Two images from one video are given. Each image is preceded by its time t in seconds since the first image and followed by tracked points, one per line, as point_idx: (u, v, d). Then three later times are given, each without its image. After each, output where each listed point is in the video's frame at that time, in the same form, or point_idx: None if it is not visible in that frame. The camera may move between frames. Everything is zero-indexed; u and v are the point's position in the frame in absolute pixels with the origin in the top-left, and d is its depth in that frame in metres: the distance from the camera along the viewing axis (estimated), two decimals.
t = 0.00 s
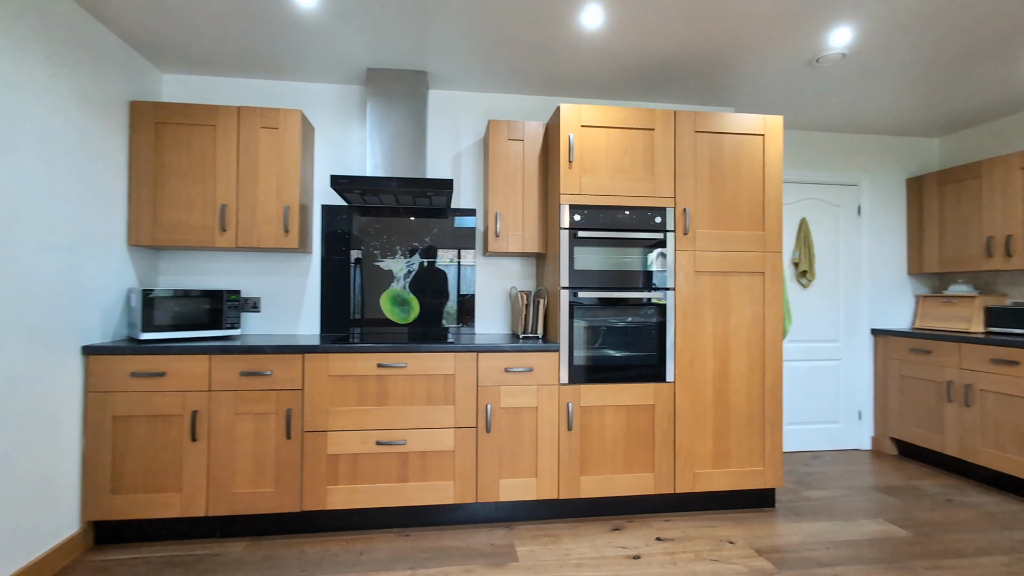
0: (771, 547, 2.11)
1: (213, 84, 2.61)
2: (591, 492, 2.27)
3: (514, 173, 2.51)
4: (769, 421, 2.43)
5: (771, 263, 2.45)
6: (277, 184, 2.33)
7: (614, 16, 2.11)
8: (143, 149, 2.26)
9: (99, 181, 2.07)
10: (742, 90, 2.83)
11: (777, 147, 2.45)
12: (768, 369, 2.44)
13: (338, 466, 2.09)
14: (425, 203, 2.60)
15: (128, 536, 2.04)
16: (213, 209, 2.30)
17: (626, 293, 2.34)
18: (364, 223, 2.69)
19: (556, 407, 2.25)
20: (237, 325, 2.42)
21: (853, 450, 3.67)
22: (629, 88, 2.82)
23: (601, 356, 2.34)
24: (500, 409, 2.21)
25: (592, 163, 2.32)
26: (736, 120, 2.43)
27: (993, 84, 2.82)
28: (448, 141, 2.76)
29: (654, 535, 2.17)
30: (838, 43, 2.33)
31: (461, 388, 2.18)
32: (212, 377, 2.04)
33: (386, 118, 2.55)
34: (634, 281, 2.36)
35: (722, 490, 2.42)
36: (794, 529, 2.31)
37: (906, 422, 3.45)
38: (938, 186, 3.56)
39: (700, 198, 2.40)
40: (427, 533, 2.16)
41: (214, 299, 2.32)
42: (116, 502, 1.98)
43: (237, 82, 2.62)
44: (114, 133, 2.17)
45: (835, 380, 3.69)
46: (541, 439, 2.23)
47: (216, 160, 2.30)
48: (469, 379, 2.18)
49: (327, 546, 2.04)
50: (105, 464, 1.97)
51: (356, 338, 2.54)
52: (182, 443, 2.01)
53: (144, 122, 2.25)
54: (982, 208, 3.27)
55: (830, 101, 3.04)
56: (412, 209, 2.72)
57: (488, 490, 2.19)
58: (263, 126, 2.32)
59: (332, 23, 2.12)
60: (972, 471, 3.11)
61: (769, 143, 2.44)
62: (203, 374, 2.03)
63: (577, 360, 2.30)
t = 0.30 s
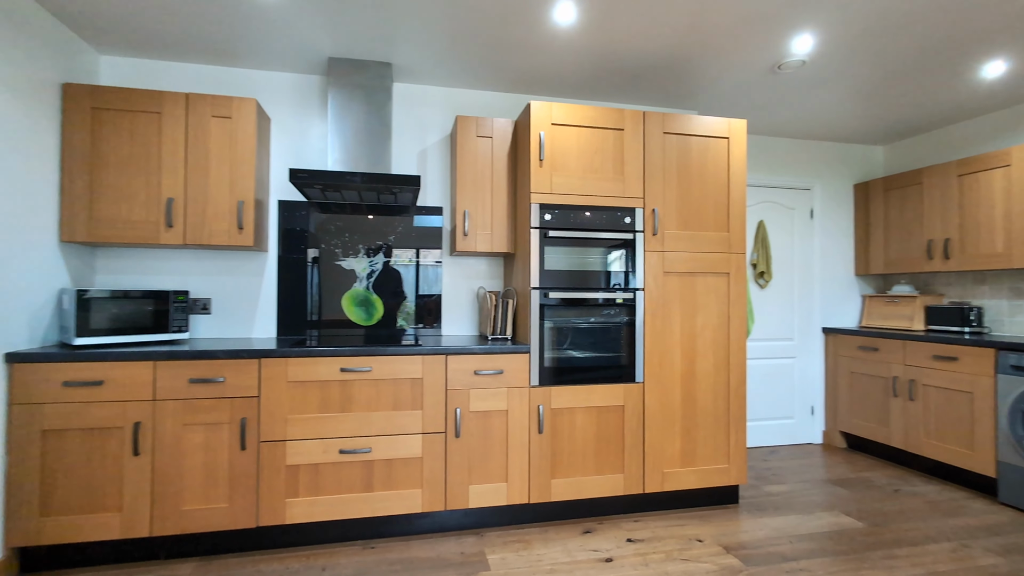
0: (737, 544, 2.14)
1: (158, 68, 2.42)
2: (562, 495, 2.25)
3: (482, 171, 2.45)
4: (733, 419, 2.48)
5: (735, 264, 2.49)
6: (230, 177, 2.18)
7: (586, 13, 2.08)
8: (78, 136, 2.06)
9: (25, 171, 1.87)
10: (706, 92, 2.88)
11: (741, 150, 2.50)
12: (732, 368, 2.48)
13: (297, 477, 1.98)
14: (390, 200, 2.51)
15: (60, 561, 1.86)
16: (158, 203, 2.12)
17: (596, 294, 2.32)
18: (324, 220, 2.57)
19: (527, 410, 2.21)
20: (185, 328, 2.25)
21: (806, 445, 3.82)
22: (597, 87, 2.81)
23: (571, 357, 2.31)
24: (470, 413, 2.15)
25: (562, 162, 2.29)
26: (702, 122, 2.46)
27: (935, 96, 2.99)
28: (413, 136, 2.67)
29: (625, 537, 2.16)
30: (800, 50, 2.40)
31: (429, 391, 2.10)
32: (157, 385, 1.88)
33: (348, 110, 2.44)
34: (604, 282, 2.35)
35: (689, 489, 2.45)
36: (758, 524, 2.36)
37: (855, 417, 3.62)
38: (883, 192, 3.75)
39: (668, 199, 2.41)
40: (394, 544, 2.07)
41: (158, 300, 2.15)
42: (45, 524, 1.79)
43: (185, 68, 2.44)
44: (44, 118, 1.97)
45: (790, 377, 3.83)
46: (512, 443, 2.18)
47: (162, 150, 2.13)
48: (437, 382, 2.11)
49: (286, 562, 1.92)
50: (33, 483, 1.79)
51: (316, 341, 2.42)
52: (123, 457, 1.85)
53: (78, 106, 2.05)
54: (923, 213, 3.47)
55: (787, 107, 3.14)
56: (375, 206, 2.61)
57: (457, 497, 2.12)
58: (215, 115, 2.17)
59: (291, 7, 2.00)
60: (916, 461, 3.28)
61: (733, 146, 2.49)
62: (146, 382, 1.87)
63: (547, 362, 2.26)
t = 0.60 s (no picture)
0: (712, 542, 2.16)
1: (98, 48, 2.22)
2: (538, 499, 2.20)
3: (454, 168, 2.37)
4: (704, 418, 2.51)
5: (706, 265, 2.53)
6: (182, 168, 2.02)
7: (565, 9, 2.05)
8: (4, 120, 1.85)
9: None
10: (675, 94, 2.91)
11: (711, 152, 2.54)
12: (703, 367, 2.51)
13: (259, 491, 1.84)
14: (357, 195, 2.39)
15: None
16: (100, 195, 1.93)
17: (572, 294, 2.29)
18: (285, 216, 2.43)
19: (503, 413, 2.15)
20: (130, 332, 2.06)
21: (765, 440, 3.94)
22: (569, 86, 2.79)
23: (546, 358, 2.27)
24: (444, 418, 2.07)
25: (538, 160, 2.25)
26: (674, 123, 2.47)
27: (886, 105, 3.14)
28: (380, 130, 2.56)
29: (602, 539, 2.14)
30: (768, 55, 2.46)
31: (402, 396, 2.01)
32: (99, 396, 1.70)
33: (314, 101, 2.32)
34: (580, 282, 2.32)
35: (662, 488, 2.46)
36: (729, 521, 2.40)
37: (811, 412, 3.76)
38: (835, 197, 3.91)
39: (642, 199, 2.41)
40: (365, 558, 1.96)
41: (99, 301, 1.97)
42: None
43: (130, 49, 2.25)
44: None
45: (751, 375, 3.94)
46: (487, 448, 2.12)
47: (104, 137, 1.94)
48: (410, 387, 2.02)
49: None
50: None
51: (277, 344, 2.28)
52: (59, 476, 1.67)
53: (5, 86, 1.84)
54: (873, 217, 3.65)
55: (751, 112, 3.22)
56: (340, 203, 2.50)
57: (431, 506, 2.04)
58: (165, 101, 2.00)
59: None
60: (868, 453, 3.44)
61: (704, 148, 2.52)
62: (87, 392, 1.69)
63: (523, 364, 2.21)
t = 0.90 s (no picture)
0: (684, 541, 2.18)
1: (28, 25, 2.01)
2: (512, 505, 2.15)
3: (424, 165, 2.29)
4: (673, 418, 2.54)
5: (675, 267, 2.56)
6: (127, 159, 1.85)
7: (544, 6, 2.02)
8: None
9: None
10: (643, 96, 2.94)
11: (680, 155, 2.57)
12: (673, 367, 2.54)
13: (217, 509, 1.71)
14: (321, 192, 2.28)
15: None
16: (31, 186, 1.74)
17: (546, 295, 2.25)
18: (242, 213, 2.28)
19: (476, 418, 2.09)
20: (65, 339, 1.88)
21: (724, 437, 4.05)
22: (540, 85, 2.77)
23: (520, 361, 2.22)
24: (416, 424, 1.99)
25: (512, 159, 2.20)
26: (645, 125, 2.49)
27: (839, 115, 3.28)
28: (346, 124, 2.45)
29: (577, 544, 2.12)
30: (736, 62, 2.52)
31: (372, 403, 1.91)
32: (31, 410, 1.53)
33: (275, 92, 2.19)
34: (553, 283, 2.29)
35: (633, 489, 2.46)
36: (698, 520, 2.43)
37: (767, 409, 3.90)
38: (789, 202, 4.07)
39: (614, 200, 2.41)
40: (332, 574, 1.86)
41: (29, 305, 1.77)
42: None
43: (66, 27, 2.05)
44: None
45: (711, 374, 4.04)
46: (461, 454, 2.06)
47: (36, 122, 1.75)
48: (380, 393, 1.93)
49: None
50: None
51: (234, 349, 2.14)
52: None
53: None
54: (824, 221, 3.82)
55: (714, 117, 3.30)
56: (302, 200, 2.38)
57: (403, 517, 1.96)
58: (108, 85, 1.83)
59: None
60: (820, 447, 3.59)
61: (674, 151, 2.55)
62: (16, 406, 1.51)
63: (497, 367, 2.16)
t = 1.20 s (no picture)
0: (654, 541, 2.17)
1: None
2: (480, 512, 2.08)
3: (388, 158, 2.18)
4: (640, 417, 2.53)
5: (642, 266, 2.56)
6: (53, 142, 1.66)
7: None
8: None
9: None
10: (609, 94, 2.94)
11: (646, 154, 2.57)
12: (640, 366, 2.54)
13: (158, 529, 1.55)
14: (275, 183, 2.14)
15: None
16: None
17: (515, 294, 2.20)
18: (186, 205, 2.10)
19: (444, 422, 2.01)
20: None
21: (684, 434, 4.12)
22: (507, 79, 2.71)
23: (489, 362, 2.15)
24: (380, 431, 1.88)
25: (480, 153, 2.13)
26: (613, 123, 2.48)
27: (794, 119, 3.40)
28: (302, 113, 2.31)
29: (547, 548, 2.07)
30: (702, 63, 2.55)
31: (333, 409, 1.80)
32: None
33: (225, 75, 2.03)
34: (522, 281, 2.24)
35: (602, 490, 2.44)
36: (665, 518, 2.44)
37: (725, 405, 3.99)
38: (745, 204, 4.19)
39: (583, 198, 2.39)
40: None
41: None
42: None
43: None
44: None
45: (671, 372, 4.10)
46: (428, 461, 1.97)
47: None
48: (342, 398, 1.81)
49: None
50: None
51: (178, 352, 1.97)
52: None
53: None
54: (778, 222, 3.95)
55: (676, 118, 3.34)
56: (253, 192, 2.22)
57: (366, 529, 1.85)
58: (30, 58, 1.63)
59: None
60: (775, 442, 3.71)
61: (640, 150, 2.54)
62: None
63: (465, 369, 2.08)
